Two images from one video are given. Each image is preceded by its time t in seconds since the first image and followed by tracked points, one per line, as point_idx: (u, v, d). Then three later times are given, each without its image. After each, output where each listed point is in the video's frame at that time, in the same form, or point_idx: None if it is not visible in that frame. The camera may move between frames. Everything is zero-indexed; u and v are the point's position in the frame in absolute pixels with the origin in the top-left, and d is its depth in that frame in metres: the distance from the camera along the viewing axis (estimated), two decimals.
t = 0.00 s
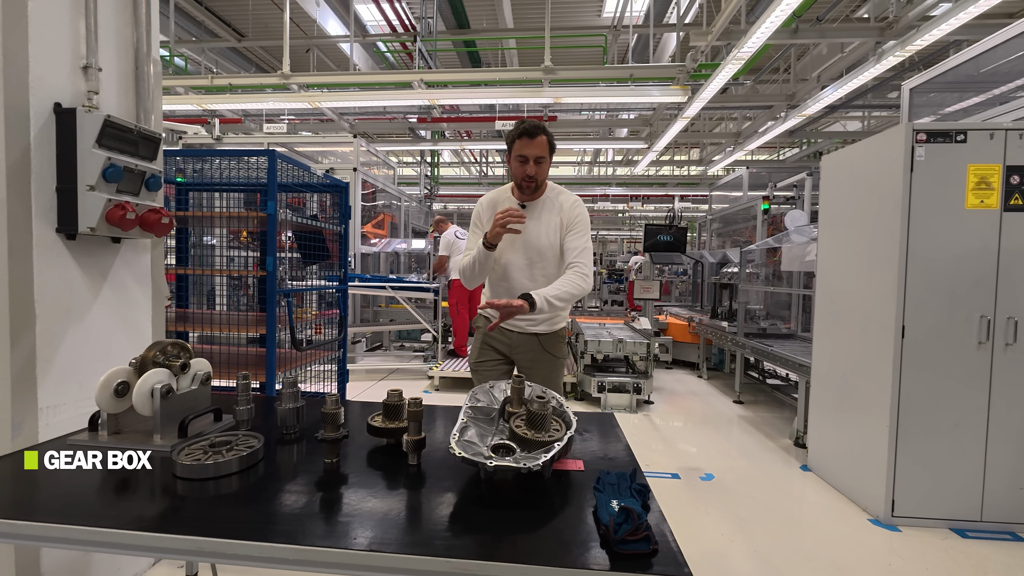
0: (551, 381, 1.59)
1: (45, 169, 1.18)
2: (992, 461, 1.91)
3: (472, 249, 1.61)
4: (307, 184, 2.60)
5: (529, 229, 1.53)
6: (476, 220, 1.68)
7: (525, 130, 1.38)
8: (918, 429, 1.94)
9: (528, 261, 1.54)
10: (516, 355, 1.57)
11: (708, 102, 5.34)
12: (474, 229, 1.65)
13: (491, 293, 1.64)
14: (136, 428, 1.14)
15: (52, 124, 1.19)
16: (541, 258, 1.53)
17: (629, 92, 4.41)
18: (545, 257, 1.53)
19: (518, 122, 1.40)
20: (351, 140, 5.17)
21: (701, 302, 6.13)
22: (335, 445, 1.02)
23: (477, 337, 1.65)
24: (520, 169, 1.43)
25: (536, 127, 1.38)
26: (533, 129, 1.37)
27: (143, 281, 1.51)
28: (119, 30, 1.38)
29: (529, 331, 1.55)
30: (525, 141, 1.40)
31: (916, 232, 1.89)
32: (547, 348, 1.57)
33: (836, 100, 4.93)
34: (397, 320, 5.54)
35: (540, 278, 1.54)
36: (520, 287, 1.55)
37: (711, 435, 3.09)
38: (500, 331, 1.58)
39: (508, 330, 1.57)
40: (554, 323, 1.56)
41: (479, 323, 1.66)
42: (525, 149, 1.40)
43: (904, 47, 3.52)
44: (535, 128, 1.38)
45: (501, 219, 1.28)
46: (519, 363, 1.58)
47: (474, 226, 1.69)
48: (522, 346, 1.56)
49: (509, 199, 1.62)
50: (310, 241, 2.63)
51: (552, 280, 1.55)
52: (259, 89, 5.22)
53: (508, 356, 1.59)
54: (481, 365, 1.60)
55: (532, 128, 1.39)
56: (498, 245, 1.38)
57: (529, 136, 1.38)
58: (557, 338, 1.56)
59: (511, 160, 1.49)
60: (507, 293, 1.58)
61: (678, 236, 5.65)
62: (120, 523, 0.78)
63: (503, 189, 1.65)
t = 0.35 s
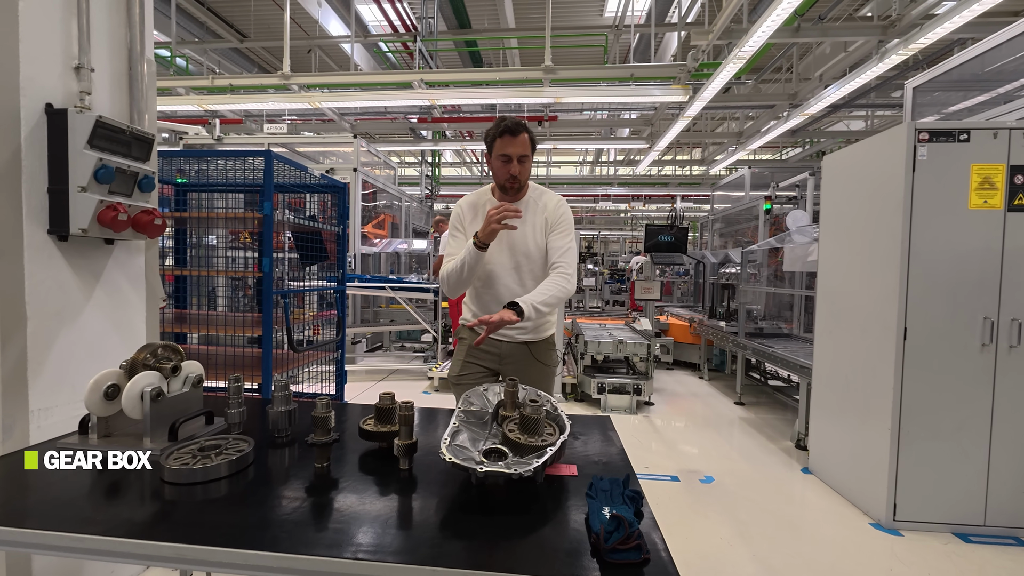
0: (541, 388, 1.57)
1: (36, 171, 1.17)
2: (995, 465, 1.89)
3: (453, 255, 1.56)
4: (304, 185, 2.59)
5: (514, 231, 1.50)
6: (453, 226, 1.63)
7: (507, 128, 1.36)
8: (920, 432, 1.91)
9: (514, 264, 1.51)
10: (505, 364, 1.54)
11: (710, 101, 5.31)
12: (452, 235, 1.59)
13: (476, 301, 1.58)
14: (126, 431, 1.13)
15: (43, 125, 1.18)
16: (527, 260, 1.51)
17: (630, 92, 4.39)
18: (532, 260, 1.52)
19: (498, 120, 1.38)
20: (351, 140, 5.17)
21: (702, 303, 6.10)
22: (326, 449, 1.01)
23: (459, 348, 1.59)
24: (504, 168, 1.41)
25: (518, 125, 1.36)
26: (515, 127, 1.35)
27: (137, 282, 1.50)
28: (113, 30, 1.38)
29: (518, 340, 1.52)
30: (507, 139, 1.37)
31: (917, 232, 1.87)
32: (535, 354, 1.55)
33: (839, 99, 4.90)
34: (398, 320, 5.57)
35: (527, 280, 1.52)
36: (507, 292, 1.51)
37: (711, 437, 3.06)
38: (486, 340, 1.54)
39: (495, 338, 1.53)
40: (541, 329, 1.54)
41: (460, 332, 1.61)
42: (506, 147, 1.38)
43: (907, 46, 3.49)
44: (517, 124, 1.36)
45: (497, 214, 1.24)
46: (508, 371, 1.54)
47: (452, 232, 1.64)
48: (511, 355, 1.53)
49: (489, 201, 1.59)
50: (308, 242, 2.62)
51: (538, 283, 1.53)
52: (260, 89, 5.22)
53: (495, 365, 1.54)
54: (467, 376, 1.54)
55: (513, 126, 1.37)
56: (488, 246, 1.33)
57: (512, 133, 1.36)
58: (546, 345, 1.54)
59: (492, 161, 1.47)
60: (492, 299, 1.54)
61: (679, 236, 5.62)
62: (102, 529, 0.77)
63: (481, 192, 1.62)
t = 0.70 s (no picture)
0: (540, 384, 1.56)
1: (33, 172, 1.17)
2: (999, 466, 1.87)
3: (438, 251, 1.46)
4: (303, 185, 2.58)
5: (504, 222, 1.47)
6: (430, 221, 1.54)
7: (498, 115, 1.38)
8: (923, 433, 1.90)
9: (506, 256, 1.49)
10: (504, 363, 1.52)
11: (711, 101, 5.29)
12: (432, 230, 1.50)
13: (466, 299, 1.52)
14: (123, 433, 1.12)
15: (40, 124, 1.17)
16: (517, 251, 1.51)
17: (631, 91, 4.37)
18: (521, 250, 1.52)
19: (487, 108, 1.39)
20: (351, 140, 5.16)
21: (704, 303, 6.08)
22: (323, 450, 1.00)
23: (452, 351, 1.55)
24: (496, 156, 1.40)
25: (504, 112, 1.39)
26: (506, 114, 1.38)
27: (135, 282, 1.50)
28: (110, 29, 1.37)
29: (515, 336, 1.51)
30: (498, 126, 1.39)
31: (920, 232, 1.85)
32: (532, 350, 1.55)
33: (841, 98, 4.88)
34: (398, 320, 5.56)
35: (517, 271, 1.52)
36: (498, 285, 1.48)
37: (713, 438, 3.05)
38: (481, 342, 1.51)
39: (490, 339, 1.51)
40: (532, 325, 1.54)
41: (451, 335, 1.57)
42: (498, 134, 1.38)
43: (909, 45, 3.47)
44: (503, 112, 1.39)
45: (510, 195, 1.20)
46: (506, 370, 1.53)
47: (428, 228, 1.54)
48: (509, 352, 1.52)
49: (467, 194, 1.56)
50: (308, 242, 2.60)
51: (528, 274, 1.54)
52: (260, 89, 5.21)
53: (492, 366, 1.52)
54: (465, 379, 1.52)
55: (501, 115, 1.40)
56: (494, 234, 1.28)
57: (504, 120, 1.39)
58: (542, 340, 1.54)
59: (478, 151, 1.45)
60: (482, 293, 1.49)
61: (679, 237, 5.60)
62: (96, 531, 0.76)
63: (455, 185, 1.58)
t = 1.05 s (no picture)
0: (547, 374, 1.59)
1: (31, 172, 1.16)
2: (1001, 468, 1.86)
3: (439, 244, 1.39)
4: (303, 185, 2.57)
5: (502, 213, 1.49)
6: (423, 217, 1.46)
7: (488, 104, 1.40)
8: (925, 435, 1.89)
9: (506, 247, 1.51)
10: (508, 359, 1.53)
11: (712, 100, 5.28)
12: (427, 225, 1.43)
13: (467, 294, 1.49)
14: (120, 434, 1.11)
15: (38, 124, 1.17)
16: (513, 243, 1.53)
17: (632, 91, 4.35)
18: (517, 242, 1.55)
19: (476, 98, 1.41)
20: (352, 140, 5.15)
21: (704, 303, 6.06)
22: (321, 452, 0.99)
23: (453, 354, 1.54)
24: (488, 144, 1.41)
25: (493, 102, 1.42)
26: (496, 103, 1.42)
27: (133, 283, 1.49)
28: (108, 29, 1.37)
29: (518, 329, 1.53)
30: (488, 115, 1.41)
31: (922, 233, 1.84)
32: (535, 342, 1.58)
33: (842, 98, 4.86)
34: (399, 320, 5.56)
35: (516, 262, 1.54)
36: (498, 277, 1.48)
37: (713, 439, 3.04)
38: (483, 340, 1.51)
39: (492, 336, 1.52)
40: (530, 316, 1.57)
41: (450, 338, 1.56)
42: (489, 123, 1.40)
43: (910, 44, 3.46)
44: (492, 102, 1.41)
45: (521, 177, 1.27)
46: (512, 366, 1.55)
47: (421, 223, 1.46)
48: (512, 348, 1.53)
49: (459, 186, 1.57)
50: (307, 243, 2.60)
51: (523, 265, 1.57)
52: (260, 89, 5.21)
53: (498, 364, 1.53)
54: (471, 381, 1.51)
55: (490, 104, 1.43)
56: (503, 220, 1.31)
57: (494, 109, 1.42)
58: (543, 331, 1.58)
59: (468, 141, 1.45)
60: (481, 287, 1.47)
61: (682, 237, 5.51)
62: (90, 534, 0.76)
63: (445, 179, 1.57)
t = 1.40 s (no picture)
0: (551, 379, 1.58)
1: (23, 172, 1.15)
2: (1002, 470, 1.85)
3: (447, 243, 1.42)
4: (300, 184, 2.56)
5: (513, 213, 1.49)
6: (434, 214, 1.49)
7: (487, 99, 1.42)
8: (926, 436, 1.87)
9: (515, 247, 1.51)
10: (514, 361, 1.53)
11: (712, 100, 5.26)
12: (438, 222, 1.45)
13: (473, 292, 1.49)
14: (112, 435, 1.11)
15: (30, 123, 1.16)
16: (523, 241, 1.53)
17: (632, 91, 4.34)
18: (527, 241, 1.54)
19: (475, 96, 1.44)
20: (351, 140, 5.15)
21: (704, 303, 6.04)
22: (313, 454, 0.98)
23: (459, 354, 1.53)
24: (488, 136, 1.41)
25: (496, 98, 1.43)
26: (494, 98, 1.42)
27: (127, 283, 1.48)
28: (102, 27, 1.36)
29: (525, 330, 1.52)
30: (487, 110, 1.42)
31: (922, 233, 1.83)
32: (541, 345, 1.57)
33: (842, 97, 4.84)
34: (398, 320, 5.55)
35: (524, 262, 1.53)
36: (507, 276, 1.48)
37: (713, 439, 3.02)
38: (489, 341, 1.50)
39: (499, 337, 1.51)
40: (537, 317, 1.56)
41: (456, 338, 1.54)
42: (489, 116, 1.41)
43: (911, 43, 3.45)
44: (495, 97, 1.43)
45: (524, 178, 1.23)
46: (517, 368, 1.54)
47: (432, 221, 1.49)
48: (519, 350, 1.53)
49: (471, 185, 1.57)
50: (305, 243, 2.59)
51: (533, 263, 1.57)
52: (259, 89, 5.20)
53: (503, 365, 1.52)
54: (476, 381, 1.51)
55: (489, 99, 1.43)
56: (509, 221, 1.29)
57: (492, 103, 1.42)
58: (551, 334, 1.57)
59: (473, 138, 1.47)
60: (489, 285, 1.48)
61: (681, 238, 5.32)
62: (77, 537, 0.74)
63: (457, 178, 1.58)
